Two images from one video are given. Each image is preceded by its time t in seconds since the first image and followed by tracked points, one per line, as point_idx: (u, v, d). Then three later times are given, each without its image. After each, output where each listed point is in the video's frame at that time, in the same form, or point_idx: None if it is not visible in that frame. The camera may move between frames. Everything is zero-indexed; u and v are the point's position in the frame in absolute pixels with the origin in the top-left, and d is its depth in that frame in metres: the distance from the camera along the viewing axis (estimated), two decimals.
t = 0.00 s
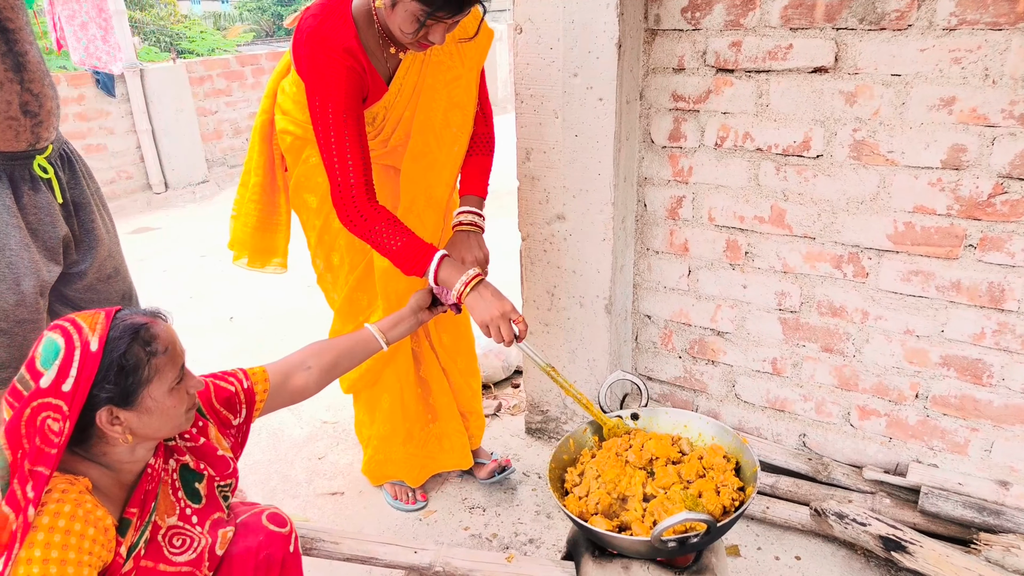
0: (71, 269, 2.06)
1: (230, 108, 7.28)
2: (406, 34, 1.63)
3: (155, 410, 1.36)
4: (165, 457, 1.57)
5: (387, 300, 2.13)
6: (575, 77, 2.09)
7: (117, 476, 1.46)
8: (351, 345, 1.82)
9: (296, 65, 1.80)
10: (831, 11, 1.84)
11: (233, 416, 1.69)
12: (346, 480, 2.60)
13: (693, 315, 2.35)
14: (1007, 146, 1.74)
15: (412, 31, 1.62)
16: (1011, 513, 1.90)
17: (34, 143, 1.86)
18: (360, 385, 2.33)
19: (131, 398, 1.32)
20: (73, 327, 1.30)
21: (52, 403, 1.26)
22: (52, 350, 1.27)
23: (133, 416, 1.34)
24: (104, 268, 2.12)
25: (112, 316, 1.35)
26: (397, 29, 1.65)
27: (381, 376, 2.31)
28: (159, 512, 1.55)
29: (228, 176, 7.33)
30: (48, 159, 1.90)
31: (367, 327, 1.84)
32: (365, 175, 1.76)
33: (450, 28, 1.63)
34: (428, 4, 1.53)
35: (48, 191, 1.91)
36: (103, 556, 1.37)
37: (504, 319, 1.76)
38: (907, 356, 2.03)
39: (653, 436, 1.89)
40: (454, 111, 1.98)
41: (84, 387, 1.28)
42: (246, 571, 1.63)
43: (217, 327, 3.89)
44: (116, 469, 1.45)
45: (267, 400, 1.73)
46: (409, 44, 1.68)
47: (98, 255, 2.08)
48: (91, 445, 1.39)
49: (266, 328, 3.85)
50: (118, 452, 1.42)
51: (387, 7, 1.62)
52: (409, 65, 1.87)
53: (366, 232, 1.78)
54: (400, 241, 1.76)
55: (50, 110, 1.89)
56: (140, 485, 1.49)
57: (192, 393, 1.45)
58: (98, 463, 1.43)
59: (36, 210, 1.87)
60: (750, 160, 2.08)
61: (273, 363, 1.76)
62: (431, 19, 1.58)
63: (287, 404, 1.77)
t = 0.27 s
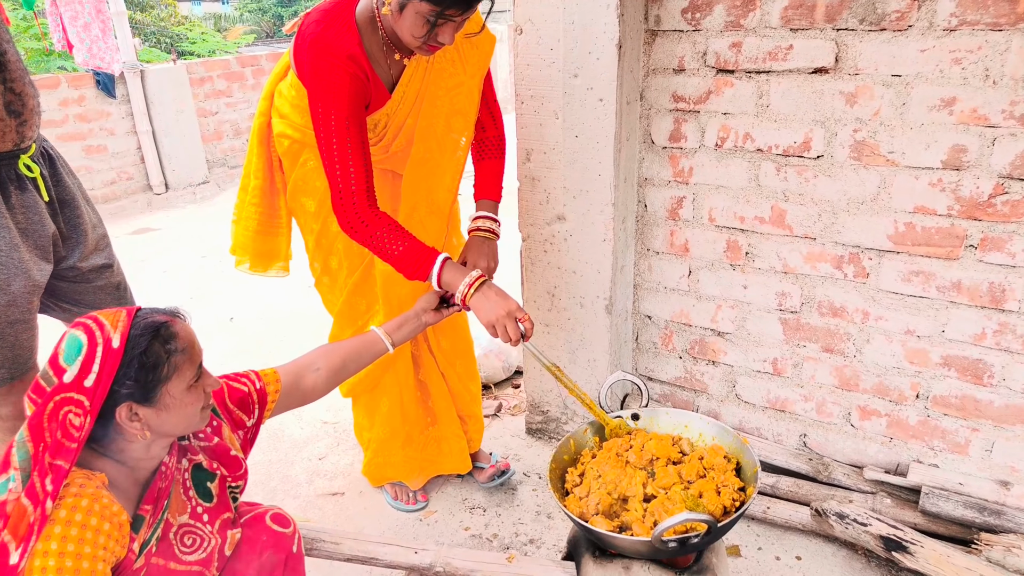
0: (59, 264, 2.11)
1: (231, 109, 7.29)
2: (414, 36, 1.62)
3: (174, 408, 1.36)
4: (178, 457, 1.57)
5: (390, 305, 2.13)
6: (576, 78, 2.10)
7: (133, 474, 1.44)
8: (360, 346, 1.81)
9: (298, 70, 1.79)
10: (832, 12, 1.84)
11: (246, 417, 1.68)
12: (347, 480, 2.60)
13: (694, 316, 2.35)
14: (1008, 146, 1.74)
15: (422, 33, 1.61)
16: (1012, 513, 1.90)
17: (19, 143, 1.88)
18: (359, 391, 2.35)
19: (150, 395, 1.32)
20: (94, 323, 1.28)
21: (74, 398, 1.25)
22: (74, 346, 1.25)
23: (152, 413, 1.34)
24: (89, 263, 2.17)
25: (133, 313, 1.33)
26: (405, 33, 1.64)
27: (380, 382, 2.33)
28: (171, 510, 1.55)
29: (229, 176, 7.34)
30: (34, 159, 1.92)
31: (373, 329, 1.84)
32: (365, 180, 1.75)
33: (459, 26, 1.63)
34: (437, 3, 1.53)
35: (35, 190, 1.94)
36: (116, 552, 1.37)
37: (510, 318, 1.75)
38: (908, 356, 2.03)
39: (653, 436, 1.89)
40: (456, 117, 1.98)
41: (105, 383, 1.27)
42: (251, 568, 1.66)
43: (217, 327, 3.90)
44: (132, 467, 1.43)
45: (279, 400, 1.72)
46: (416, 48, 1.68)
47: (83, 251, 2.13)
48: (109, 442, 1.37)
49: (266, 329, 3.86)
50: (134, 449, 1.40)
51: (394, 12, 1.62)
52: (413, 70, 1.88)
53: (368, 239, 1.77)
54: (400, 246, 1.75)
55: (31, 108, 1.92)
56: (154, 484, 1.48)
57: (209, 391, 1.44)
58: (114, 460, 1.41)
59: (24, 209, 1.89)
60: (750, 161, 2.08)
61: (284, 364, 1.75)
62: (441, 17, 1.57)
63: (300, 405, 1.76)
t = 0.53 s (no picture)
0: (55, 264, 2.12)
1: (230, 110, 7.29)
2: (422, 37, 1.61)
3: (179, 398, 1.36)
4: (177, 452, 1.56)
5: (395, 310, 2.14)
6: (574, 78, 2.09)
7: (138, 468, 1.45)
8: (356, 342, 1.79)
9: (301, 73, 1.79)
10: (830, 11, 1.84)
11: (242, 414, 1.68)
12: (346, 481, 2.60)
13: (693, 315, 2.34)
14: (1007, 145, 1.74)
15: (429, 33, 1.60)
16: (1011, 513, 1.90)
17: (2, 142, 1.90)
18: (361, 399, 2.32)
19: (156, 386, 1.32)
20: (97, 317, 1.27)
21: (83, 390, 1.25)
22: (79, 340, 1.24)
23: (157, 403, 1.33)
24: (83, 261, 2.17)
25: (134, 306, 1.33)
26: (411, 36, 1.63)
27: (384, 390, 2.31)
28: (173, 505, 1.56)
29: (227, 177, 7.34)
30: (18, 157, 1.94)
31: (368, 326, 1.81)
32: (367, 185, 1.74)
33: (465, 27, 1.61)
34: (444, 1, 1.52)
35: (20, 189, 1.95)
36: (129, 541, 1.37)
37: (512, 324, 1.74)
38: (907, 356, 2.03)
39: (652, 436, 1.89)
40: (461, 123, 1.98)
41: (112, 376, 1.27)
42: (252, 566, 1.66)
43: (216, 328, 3.89)
44: (137, 461, 1.43)
45: (274, 397, 1.72)
46: (424, 49, 1.67)
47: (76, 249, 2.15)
48: (114, 434, 1.37)
49: (265, 329, 3.85)
50: (138, 441, 1.40)
51: (400, 14, 1.61)
52: (420, 74, 1.86)
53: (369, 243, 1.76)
54: (400, 250, 1.73)
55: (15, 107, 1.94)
56: (157, 478, 1.48)
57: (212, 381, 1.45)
58: (119, 453, 1.41)
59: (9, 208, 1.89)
60: (749, 160, 2.08)
61: (281, 360, 1.74)
62: (448, 17, 1.56)
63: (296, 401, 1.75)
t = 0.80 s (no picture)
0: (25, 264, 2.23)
1: (225, 113, 7.28)
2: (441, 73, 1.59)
3: (178, 386, 1.36)
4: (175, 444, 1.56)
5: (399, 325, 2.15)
6: (569, 82, 2.10)
7: (138, 456, 1.44)
8: (361, 340, 1.81)
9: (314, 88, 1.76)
10: (824, 17, 1.85)
11: (241, 413, 1.67)
12: (340, 485, 2.59)
13: (687, 319, 2.35)
14: (999, 150, 1.75)
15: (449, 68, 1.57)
16: (1005, 516, 1.91)
17: None
18: (364, 404, 2.30)
19: (155, 372, 1.32)
20: (98, 306, 1.28)
21: (83, 374, 1.25)
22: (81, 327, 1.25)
23: (156, 390, 1.33)
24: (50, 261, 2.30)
25: (135, 298, 1.34)
26: (431, 69, 1.60)
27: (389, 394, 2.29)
28: (170, 496, 1.56)
29: (222, 180, 7.33)
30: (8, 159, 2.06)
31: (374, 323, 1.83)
32: (367, 209, 1.72)
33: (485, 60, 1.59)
34: (465, 39, 1.49)
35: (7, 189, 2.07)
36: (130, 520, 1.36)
37: (511, 331, 1.74)
38: (900, 360, 2.04)
39: (647, 440, 1.89)
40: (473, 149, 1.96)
41: (112, 362, 1.27)
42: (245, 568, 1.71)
43: (210, 332, 3.89)
44: (138, 448, 1.43)
45: (274, 395, 1.71)
46: (442, 81, 1.64)
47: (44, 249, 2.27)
48: (115, 424, 1.37)
49: (260, 333, 3.84)
50: (139, 431, 1.40)
51: (420, 49, 1.57)
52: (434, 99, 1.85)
53: (362, 263, 1.74)
54: (395, 266, 1.72)
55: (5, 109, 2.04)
56: (157, 466, 1.48)
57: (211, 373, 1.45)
58: (120, 440, 1.41)
59: None
60: (744, 165, 2.08)
61: (284, 359, 1.74)
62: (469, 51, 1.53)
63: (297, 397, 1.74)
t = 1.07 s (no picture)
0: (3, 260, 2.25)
1: (222, 119, 7.29)
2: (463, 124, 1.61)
3: (188, 392, 1.41)
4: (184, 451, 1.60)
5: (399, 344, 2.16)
6: (566, 90, 2.10)
7: (143, 461, 1.48)
8: (379, 366, 1.83)
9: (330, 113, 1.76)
10: (819, 24, 1.85)
11: (253, 426, 1.69)
12: (338, 493, 2.58)
13: (685, 325, 2.35)
14: (994, 157, 1.75)
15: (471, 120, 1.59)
16: (1002, 522, 1.91)
17: None
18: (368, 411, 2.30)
19: (167, 378, 1.37)
20: (120, 308, 1.34)
21: (93, 371, 1.30)
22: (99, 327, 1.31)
23: (167, 395, 1.39)
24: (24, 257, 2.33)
25: (156, 303, 1.40)
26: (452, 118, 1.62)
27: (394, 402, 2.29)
28: (174, 501, 1.58)
29: (219, 186, 7.33)
30: None
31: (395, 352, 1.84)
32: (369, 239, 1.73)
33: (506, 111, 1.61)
34: (489, 93, 1.50)
35: None
36: (118, 528, 1.40)
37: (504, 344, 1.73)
38: (897, 365, 2.04)
39: (645, 447, 1.89)
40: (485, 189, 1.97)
41: (125, 362, 1.33)
42: None
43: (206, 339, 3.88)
44: (144, 452, 1.48)
45: (287, 412, 1.75)
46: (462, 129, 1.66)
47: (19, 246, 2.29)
48: (125, 425, 1.43)
49: (257, 340, 3.84)
50: (146, 434, 1.45)
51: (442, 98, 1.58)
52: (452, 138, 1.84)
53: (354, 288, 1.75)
54: (389, 286, 1.72)
55: None
56: (163, 471, 1.52)
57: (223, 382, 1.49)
58: (124, 442, 1.45)
59: None
60: (740, 171, 2.09)
61: (300, 377, 1.77)
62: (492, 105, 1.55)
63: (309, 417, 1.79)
